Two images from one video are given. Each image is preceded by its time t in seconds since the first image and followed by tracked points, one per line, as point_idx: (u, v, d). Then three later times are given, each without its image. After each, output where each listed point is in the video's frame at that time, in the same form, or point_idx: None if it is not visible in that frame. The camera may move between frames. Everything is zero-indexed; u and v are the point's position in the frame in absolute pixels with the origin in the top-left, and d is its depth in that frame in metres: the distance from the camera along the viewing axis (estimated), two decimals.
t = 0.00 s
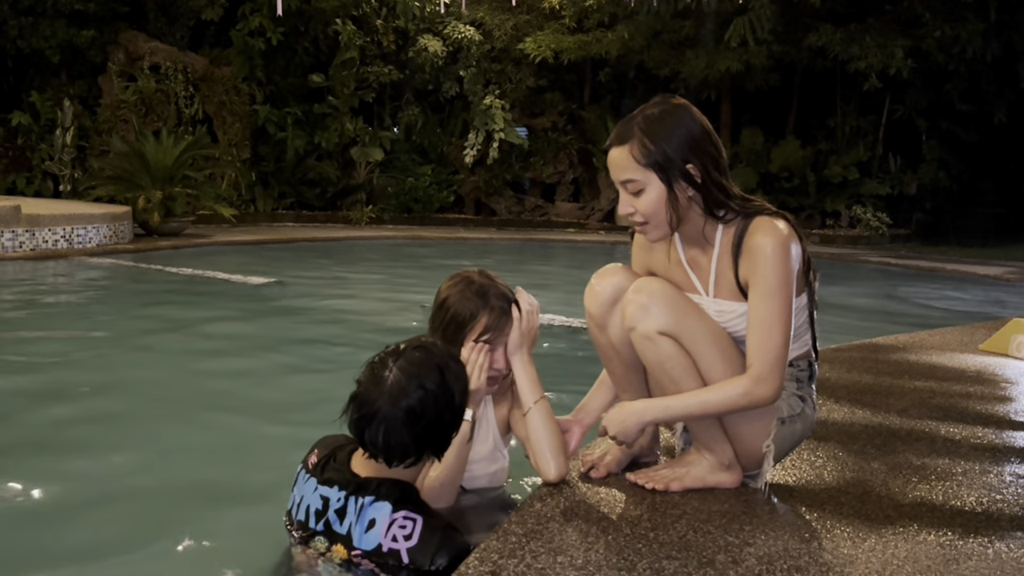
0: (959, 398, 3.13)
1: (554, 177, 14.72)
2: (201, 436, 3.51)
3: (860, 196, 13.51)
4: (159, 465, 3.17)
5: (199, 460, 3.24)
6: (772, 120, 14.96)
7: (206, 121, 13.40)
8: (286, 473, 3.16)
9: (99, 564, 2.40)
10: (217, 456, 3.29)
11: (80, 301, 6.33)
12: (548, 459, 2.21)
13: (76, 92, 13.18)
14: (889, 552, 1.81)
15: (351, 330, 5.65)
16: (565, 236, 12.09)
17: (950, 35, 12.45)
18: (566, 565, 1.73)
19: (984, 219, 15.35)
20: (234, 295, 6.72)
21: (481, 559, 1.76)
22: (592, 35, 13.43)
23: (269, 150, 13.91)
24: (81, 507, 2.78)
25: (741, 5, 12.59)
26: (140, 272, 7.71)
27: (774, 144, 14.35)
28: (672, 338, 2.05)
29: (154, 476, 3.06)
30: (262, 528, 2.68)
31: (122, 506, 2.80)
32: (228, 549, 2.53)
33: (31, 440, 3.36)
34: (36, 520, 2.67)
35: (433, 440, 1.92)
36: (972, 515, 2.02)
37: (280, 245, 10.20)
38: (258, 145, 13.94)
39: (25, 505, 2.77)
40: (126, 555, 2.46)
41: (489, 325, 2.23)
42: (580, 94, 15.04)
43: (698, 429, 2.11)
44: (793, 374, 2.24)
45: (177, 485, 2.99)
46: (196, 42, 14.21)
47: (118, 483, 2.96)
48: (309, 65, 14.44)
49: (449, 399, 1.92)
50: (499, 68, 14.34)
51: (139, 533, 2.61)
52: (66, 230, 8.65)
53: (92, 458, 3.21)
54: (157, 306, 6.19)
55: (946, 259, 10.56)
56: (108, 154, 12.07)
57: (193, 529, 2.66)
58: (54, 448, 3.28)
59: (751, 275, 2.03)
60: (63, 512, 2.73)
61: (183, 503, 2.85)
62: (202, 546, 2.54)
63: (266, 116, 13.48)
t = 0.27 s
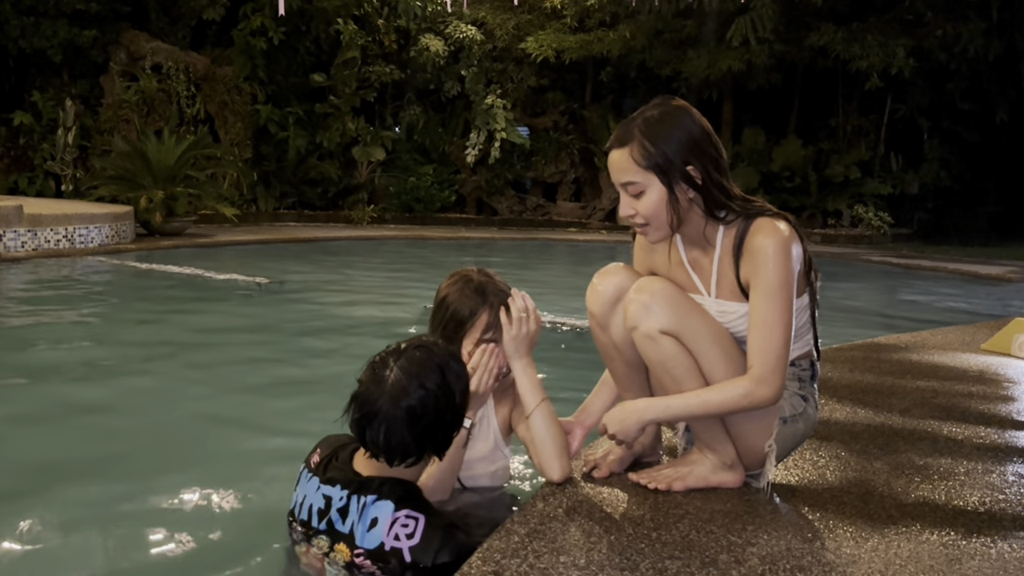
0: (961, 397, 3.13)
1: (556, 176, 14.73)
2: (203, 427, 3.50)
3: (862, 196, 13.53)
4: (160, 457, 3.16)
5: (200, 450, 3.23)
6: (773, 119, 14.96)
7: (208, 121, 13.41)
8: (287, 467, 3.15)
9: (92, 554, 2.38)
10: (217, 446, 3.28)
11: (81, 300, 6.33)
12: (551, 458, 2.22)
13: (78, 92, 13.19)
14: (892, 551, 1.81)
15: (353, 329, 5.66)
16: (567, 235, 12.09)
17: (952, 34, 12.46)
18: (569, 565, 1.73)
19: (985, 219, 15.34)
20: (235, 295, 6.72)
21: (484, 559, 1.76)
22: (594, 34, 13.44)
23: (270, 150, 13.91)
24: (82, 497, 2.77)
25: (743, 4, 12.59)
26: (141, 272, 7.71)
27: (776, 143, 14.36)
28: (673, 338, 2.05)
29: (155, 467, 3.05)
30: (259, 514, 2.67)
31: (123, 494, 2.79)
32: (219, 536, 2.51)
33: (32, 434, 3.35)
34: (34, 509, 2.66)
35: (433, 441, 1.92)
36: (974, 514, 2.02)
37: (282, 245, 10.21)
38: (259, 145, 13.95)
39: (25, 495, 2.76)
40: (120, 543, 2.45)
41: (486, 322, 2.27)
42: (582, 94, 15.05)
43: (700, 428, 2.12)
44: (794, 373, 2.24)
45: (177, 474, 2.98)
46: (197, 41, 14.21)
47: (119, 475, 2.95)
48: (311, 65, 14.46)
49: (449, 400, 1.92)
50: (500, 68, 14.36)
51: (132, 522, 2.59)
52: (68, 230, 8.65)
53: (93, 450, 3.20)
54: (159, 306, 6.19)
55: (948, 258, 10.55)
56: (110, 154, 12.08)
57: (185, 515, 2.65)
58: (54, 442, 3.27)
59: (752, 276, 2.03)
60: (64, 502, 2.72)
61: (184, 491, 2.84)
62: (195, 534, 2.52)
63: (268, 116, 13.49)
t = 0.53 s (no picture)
0: (963, 398, 3.13)
1: (557, 176, 14.73)
2: (204, 430, 3.51)
3: (863, 196, 13.53)
4: (161, 459, 3.16)
5: (201, 454, 3.24)
6: (775, 119, 14.94)
7: (209, 121, 13.40)
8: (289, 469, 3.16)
9: (93, 556, 2.39)
10: (218, 449, 3.30)
11: (83, 301, 6.33)
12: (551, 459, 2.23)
13: (80, 92, 13.20)
14: (894, 552, 1.81)
15: (355, 329, 5.66)
16: (568, 235, 12.09)
17: (953, 34, 12.45)
18: (571, 565, 1.73)
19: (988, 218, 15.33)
20: (237, 296, 6.73)
21: (486, 559, 1.76)
22: (595, 34, 13.43)
23: (272, 150, 13.92)
24: (83, 501, 2.78)
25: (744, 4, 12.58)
26: (143, 272, 7.71)
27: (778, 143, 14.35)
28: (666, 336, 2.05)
29: (156, 469, 3.06)
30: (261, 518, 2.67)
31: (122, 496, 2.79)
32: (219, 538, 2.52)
33: (34, 436, 3.36)
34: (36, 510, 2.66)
35: (435, 437, 1.92)
36: (976, 515, 2.02)
37: (283, 245, 10.21)
38: (260, 145, 13.95)
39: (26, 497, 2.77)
40: (121, 545, 2.46)
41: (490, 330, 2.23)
42: (583, 94, 15.05)
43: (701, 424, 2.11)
44: (796, 373, 2.23)
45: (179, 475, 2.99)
46: (199, 42, 14.21)
47: (120, 477, 2.96)
48: (312, 65, 14.46)
49: (449, 397, 1.92)
50: (502, 68, 14.36)
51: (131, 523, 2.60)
52: (70, 230, 8.66)
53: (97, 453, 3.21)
54: (161, 306, 6.20)
55: (950, 258, 10.54)
56: (112, 154, 12.08)
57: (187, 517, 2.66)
58: (57, 445, 3.28)
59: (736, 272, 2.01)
60: (66, 505, 2.73)
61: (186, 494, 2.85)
62: (194, 537, 2.52)
63: (269, 116, 13.49)
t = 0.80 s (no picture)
0: (964, 398, 3.12)
1: (558, 176, 14.73)
2: (206, 426, 3.51)
3: (864, 196, 13.52)
4: (163, 455, 3.16)
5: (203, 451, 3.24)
6: (776, 119, 14.94)
7: (211, 122, 13.40)
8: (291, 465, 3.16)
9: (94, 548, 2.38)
10: (220, 445, 3.30)
11: (84, 301, 6.34)
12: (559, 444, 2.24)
13: (81, 93, 13.21)
14: (896, 553, 1.81)
15: (355, 330, 5.66)
16: (570, 236, 12.08)
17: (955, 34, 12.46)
18: (573, 566, 1.73)
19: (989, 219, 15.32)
20: (238, 296, 6.73)
21: (488, 560, 1.76)
22: (596, 35, 13.43)
23: (273, 150, 13.94)
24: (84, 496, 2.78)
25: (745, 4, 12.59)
26: (144, 273, 7.72)
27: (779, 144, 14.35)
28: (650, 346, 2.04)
29: (158, 464, 3.06)
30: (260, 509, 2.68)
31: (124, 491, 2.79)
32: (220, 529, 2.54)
33: (36, 433, 3.36)
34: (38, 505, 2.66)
35: (437, 435, 1.92)
36: (978, 515, 2.02)
37: (283, 246, 10.20)
38: (261, 146, 13.96)
39: (28, 492, 2.76)
40: (120, 538, 2.45)
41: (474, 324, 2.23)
42: (584, 95, 15.06)
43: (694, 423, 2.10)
44: (793, 370, 2.24)
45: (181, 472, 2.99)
46: (200, 43, 14.21)
47: (123, 474, 2.97)
48: (313, 66, 14.47)
49: (447, 395, 1.92)
50: (503, 68, 14.37)
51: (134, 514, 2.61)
52: (71, 231, 8.67)
53: (99, 447, 3.21)
54: (162, 307, 6.20)
55: (950, 258, 10.52)
56: (113, 155, 12.08)
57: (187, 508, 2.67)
58: (59, 440, 3.28)
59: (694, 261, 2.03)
60: (67, 499, 2.73)
61: (187, 487, 2.85)
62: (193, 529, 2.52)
63: (270, 117, 13.50)
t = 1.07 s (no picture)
0: (966, 398, 3.12)
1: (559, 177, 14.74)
2: (208, 428, 3.51)
3: (866, 197, 13.53)
4: (166, 458, 3.16)
5: (205, 452, 3.24)
6: (777, 120, 14.94)
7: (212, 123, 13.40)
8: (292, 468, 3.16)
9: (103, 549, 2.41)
10: (222, 447, 3.30)
11: (86, 301, 6.34)
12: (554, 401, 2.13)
13: (83, 94, 13.22)
14: (899, 553, 1.81)
15: (357, 330, 5.66)
16: (571, 236, 12.08)
17: (956, 34, 12.47)
18: (576, 566, 1.73)
19: (991, 219, 15.33)
20: (240, 296, 6.73)
21: (491, 560, 1.76)
22: (597, 36, 13.44)
23: (274, 151, 13.95)
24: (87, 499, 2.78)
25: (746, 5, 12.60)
26: (146, 274, 7.72)
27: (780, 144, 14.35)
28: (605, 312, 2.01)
29: (161, 467, 3.06)
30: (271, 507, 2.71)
31: (126, 493, 2.79)
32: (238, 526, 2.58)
33: (38, 436, 3.36)
34: (41, 508, 2.66)
35: (440, 433, 1.92)
36: (981, 515, 2.02)
37: (285, 246, 10.20)
38: (263, 147, 13.96)
39: (31, 495, 2.76)
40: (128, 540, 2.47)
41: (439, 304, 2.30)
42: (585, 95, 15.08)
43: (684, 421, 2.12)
44: (794, 308, 2.21)
45: (184, 473, 2.99)
46: (201, 43, 14.20)
47: (128, 476, 2.97)
48: (315, 66, 14.48)
49: (450, 391, 1.92)
50: (504, 69, 14.38)
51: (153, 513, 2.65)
52: (73, 231, 8.67)
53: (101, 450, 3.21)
54: (164, 307, 6.21)
55: (952, 259, 10.52)
56: (114, 155, 12.08)
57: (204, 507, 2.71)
58: (61, 443, 3.28)
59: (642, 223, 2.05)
60: (70, 501, 2.73)
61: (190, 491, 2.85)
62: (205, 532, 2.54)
63: (272, 117, 13.51)
